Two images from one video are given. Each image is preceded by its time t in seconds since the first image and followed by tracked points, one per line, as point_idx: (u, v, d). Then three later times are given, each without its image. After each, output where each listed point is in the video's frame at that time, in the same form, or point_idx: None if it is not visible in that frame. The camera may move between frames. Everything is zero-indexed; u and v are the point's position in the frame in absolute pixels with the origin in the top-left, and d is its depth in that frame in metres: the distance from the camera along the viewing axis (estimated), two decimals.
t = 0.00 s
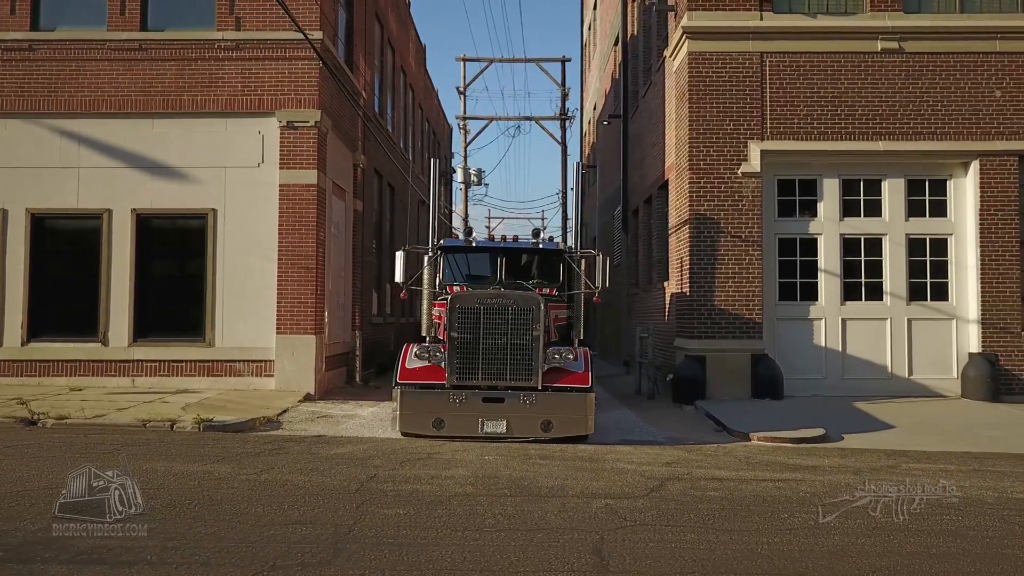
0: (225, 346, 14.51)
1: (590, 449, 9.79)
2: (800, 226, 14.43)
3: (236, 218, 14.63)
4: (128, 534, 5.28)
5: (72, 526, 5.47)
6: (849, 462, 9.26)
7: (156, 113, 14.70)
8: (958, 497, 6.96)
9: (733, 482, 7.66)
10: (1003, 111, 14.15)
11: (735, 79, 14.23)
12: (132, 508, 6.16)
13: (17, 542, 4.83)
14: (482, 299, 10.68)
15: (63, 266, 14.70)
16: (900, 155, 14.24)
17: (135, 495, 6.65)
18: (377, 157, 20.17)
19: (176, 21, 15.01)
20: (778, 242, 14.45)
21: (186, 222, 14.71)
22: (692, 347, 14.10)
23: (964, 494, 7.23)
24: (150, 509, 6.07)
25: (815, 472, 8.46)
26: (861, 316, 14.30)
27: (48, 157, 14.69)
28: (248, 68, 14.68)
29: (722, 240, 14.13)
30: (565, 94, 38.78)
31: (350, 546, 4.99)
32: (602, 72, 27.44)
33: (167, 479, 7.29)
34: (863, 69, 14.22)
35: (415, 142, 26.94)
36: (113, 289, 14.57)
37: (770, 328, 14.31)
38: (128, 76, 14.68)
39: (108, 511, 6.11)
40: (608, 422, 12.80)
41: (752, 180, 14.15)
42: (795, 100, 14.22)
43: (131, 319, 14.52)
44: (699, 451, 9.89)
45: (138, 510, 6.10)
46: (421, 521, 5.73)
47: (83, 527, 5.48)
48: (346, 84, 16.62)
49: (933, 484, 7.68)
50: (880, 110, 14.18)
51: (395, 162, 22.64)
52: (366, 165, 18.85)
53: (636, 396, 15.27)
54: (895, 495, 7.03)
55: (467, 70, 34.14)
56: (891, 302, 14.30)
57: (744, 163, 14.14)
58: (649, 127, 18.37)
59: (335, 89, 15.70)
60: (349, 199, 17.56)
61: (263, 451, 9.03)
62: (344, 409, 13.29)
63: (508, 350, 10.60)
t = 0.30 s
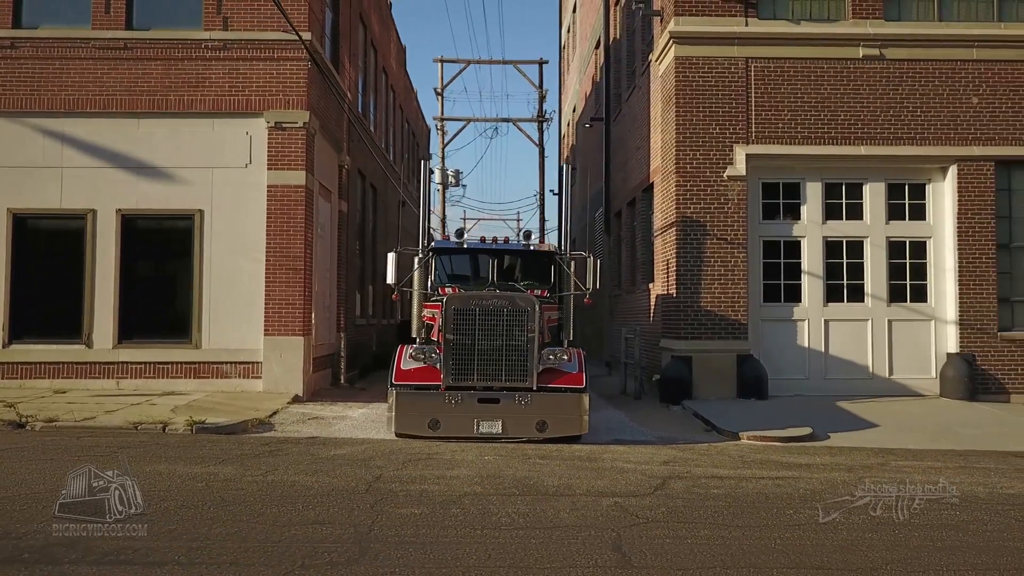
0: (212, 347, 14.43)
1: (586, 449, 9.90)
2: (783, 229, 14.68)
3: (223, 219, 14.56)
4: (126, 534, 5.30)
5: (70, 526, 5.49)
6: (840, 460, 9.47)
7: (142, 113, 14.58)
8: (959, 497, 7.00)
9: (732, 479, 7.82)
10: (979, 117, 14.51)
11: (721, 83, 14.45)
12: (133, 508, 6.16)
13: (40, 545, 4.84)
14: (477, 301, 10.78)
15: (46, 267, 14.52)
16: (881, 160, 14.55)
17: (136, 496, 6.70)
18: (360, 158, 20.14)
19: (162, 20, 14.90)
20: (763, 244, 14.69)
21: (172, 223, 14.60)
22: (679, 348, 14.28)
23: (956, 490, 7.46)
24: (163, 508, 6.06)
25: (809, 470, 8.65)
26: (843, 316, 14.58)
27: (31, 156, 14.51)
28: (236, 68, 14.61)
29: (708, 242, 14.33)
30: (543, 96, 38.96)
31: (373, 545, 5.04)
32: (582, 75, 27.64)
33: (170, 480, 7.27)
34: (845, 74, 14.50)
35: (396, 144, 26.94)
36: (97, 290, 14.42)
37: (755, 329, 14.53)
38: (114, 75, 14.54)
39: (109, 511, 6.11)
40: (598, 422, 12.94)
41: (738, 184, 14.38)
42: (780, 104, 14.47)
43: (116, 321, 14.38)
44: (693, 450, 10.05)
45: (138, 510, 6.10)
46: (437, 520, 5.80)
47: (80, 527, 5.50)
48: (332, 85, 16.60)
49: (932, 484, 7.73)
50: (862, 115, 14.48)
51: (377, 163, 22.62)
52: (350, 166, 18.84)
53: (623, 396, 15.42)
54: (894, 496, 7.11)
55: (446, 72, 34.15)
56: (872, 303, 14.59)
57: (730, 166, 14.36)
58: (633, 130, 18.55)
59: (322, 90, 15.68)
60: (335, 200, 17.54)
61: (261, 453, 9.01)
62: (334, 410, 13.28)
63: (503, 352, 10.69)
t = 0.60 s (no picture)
0: (199, 349, 14.33)
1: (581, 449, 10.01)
2: (767, 231, 14.92)
3: (210, 220, 14.48)
4: (127, 534, 5.31)
5: (71, 525, 5.52)
6: (830, 458, 9.67)
7: (127, 112, 14.45)
8: (956, 497, 7.09)
9: (731, 477, 7.97)
10: (957, 124, 14.86)
11: (706, 88, 14.67)
12: (133, 508, 6.16)
13: (61, 547, 4.85)
14: (472, 301, 10.89)
15: (29, 268, 14.34)
16: (861, 164, 14.85)
17: (135, 496, 6.72)
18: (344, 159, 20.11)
19: (147, 19, 14.78)
20: (747, 247, 14.92)
21: (157, 224, 14.50)
22: (665, 349, 14.46)
23: (946, 486, 7.67)
24: (174, 509, 6.07)
25: (801, 468, 8.83)
26: (825, 318, 14.85)
27: (14, 156, 14.32)
28: (222, 68, 14.54)
29: (694, 244, 14.53)
30: (520, 98, 39.08)
31: (394, 544, 5.11)
32: (562, 77, 27.81)
33: (174, 482, 7.27)
34: (827, 81, 14.78)
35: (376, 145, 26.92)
36: (81, 292, 14.26)
37: (740, 330, 14.76)
38: (98, 74, 14.39)
39: (112, 512, 6.11)
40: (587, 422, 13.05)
41: (723, 187, 14.60)
42: (764, 109, 14.72)
43: (100, 323, 14.24)
44: (686, 449, 10.20)
45: (137, 510, 6.11)
46: (452, 519, 5.87)
47: (81, 526, 5.52)
48: (318, 86, 16.59)
49: (930, 484, 7.81)
50: (843, 120, 14.77)
51: (359, 164, 22.59)
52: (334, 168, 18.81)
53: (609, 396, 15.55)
54: (894, 496, 7.21)
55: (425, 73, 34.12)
56: (853, 304, 14.88)
57: (715, 170, 14.58)
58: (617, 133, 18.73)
59: (309, 91, 15.66)
60: (320, 201, 17.50)
61: (259, 455, 9.00)
62: (323, 412, 13.26)
63: (498, 353, 10.77)
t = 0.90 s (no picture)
0: (184, 350, 14.23)
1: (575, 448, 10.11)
2: (751, 234, 15.15)
3: (195, 220, 14.38)
4: (129, 534, 5.29)
5: (70, 525, 5.52)
6: (819, 455, 9.87)
7: (110, 111, 14.29)
8: (957, 497, 7.08)
9: (727, 474, 8.12)
10: (934, 129, 15.21)
11: (691, 92, 14.88)
12: (132, 508, 6.14)
13: (81, 547, 4.85)
14: (465, 303, 10.95)
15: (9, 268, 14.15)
16: (842, 168, 15.13)
17: (135, 495, 6.71)
18: (326, 160, 20.05)
19: (131, 17, 14.62)
20: (731, 249, 15.14)
21: (141, 224, 14.37)
22: (650, 349, 14.62)
23: (936, 483, 7.88)
24: (183, 508, 6.07)
25: (793, 464, 9.01)
26: (807, 319, 15.11)
27: None
28: (209, 68, 14.46)
29: (679, 245, 14.72)
30: (497, 100, 39.16)
31: (412, 542, 5.17)
32: (542, 79, 27.92)
33: (177, 483, 7.25)
34: (809, 86, 15.05)
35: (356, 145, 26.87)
36: (63, 292, 14.09)
37: (724, 330, 14.97)
38: (81, 72, 14.20)
39: (109, 511, 6.09)
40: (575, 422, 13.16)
41: (707, 190, 14.80)
42: (747, 113, 14.95)
43: (83, 324, 14.08)
44: (678, 447, 10.35)
45: (138, 510, 6.12)
46: (463, 517, 5.94)
47: (80, 526, 5.52)
48: (303, 87, 16.55)
49: (932, 484, 7.81)
50: (825, 125, 15.05)
51: (340, 164, 22.53)
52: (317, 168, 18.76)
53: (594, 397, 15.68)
54: (895, 496, 7.26)
55: (403, 73, 34.08)
56: (834, 305, 15.16)
57: (700, 173, 14.78)
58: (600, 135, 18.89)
59: (295, 91, 15.61)
60: (304, 201, 17.44)
61: (255, 455, 8.98)
62: (312, 413, 13.23)
63: (491, 353, 10.84)
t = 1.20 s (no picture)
0: (172, 352, 14.13)
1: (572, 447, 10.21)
2: (737, 236, 15.36)
3: (184, 220, 14.30)
4: (129, 534, 5.30)
5: (70, 526, 5.53)
6: (811, 453, 10.05)
7: (97, 110, 14.15)
8: (956, 496, 7.23)
9: (726, 473, 8.25)
10: (915, 134, 15.51)
11: (679, 95, 15.05)
12: (132, 508, 6.16)
13: (105, 548, 4.86)
14: (464, 303, 11.00)
15: None
16: (826, 172, 15.39)
17: (135, 495, 6.73)
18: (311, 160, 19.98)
19: (118, 15, 14.46)
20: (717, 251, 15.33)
21: (129, 224, 14.25)
22: (639, 350, 14.77)
23: (929, 481, 8.07)
24: (196, 508, 6.08)
25: (788, 463, 9.18)
26: (792, 320, 15.35)
27: None
28: (198, 68, 14.38)
29: (667, 247, 14.88)
30: (477, 101, 39.22)
31: (433, 540, 5.23)
32: (524, 81, 28.03)
33: (183, 483, 7.25)
34: (794, 91, 15.29)
35: (337, 145, 26.77)
36: (49, 293, 13.93)
37: (711, 331, 15.15)
38: (68, 70, 14.04)
39: (109, 511, 6.10)
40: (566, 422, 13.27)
41: (695, 192, 14.99)
42: (734, 117, 15.16)
43: (69, 325, 13.93)
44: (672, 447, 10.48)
45: (137, 510, 6.13)
46: (477, 515, 6.01)
47: (79, 526, 5.52)
48: (291, 88, 16.50)
49: (932, 484, 7.87)
50: (809, 129, 15.30)
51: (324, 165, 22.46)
52: (303, 169, 18.71)
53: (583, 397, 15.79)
54: (895, 496, 7.35)
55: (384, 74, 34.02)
56: (818, 307, 15.42)
57: (688, 176, 14.96)
58: (586, 137, 19.02)
59: (283, 91, 15.57)
60: (291, 202, 17.38)
61: (256, 456, 8.97)
62: (303, 414, 13.21)
63: (489, 354, 10.91)
